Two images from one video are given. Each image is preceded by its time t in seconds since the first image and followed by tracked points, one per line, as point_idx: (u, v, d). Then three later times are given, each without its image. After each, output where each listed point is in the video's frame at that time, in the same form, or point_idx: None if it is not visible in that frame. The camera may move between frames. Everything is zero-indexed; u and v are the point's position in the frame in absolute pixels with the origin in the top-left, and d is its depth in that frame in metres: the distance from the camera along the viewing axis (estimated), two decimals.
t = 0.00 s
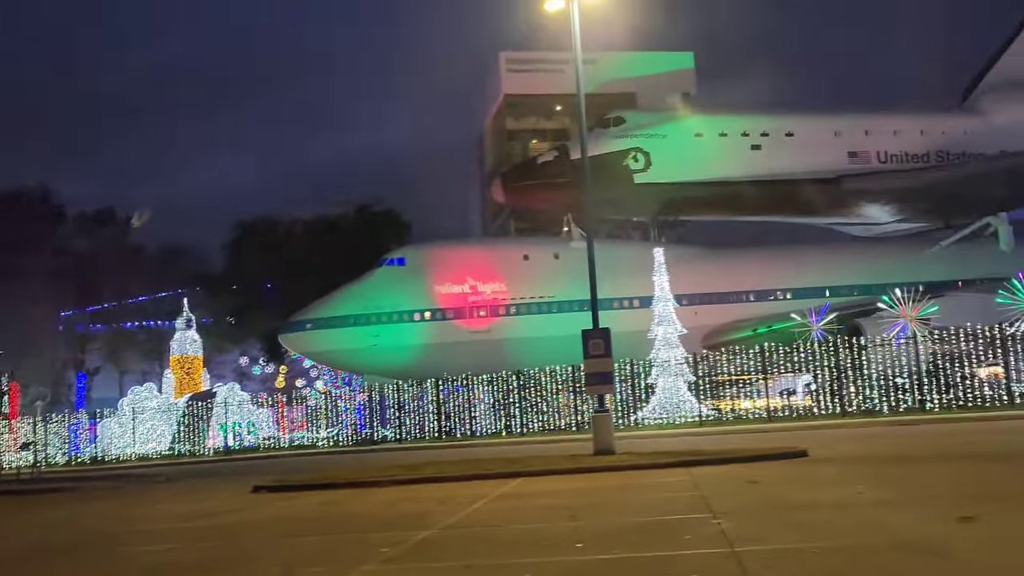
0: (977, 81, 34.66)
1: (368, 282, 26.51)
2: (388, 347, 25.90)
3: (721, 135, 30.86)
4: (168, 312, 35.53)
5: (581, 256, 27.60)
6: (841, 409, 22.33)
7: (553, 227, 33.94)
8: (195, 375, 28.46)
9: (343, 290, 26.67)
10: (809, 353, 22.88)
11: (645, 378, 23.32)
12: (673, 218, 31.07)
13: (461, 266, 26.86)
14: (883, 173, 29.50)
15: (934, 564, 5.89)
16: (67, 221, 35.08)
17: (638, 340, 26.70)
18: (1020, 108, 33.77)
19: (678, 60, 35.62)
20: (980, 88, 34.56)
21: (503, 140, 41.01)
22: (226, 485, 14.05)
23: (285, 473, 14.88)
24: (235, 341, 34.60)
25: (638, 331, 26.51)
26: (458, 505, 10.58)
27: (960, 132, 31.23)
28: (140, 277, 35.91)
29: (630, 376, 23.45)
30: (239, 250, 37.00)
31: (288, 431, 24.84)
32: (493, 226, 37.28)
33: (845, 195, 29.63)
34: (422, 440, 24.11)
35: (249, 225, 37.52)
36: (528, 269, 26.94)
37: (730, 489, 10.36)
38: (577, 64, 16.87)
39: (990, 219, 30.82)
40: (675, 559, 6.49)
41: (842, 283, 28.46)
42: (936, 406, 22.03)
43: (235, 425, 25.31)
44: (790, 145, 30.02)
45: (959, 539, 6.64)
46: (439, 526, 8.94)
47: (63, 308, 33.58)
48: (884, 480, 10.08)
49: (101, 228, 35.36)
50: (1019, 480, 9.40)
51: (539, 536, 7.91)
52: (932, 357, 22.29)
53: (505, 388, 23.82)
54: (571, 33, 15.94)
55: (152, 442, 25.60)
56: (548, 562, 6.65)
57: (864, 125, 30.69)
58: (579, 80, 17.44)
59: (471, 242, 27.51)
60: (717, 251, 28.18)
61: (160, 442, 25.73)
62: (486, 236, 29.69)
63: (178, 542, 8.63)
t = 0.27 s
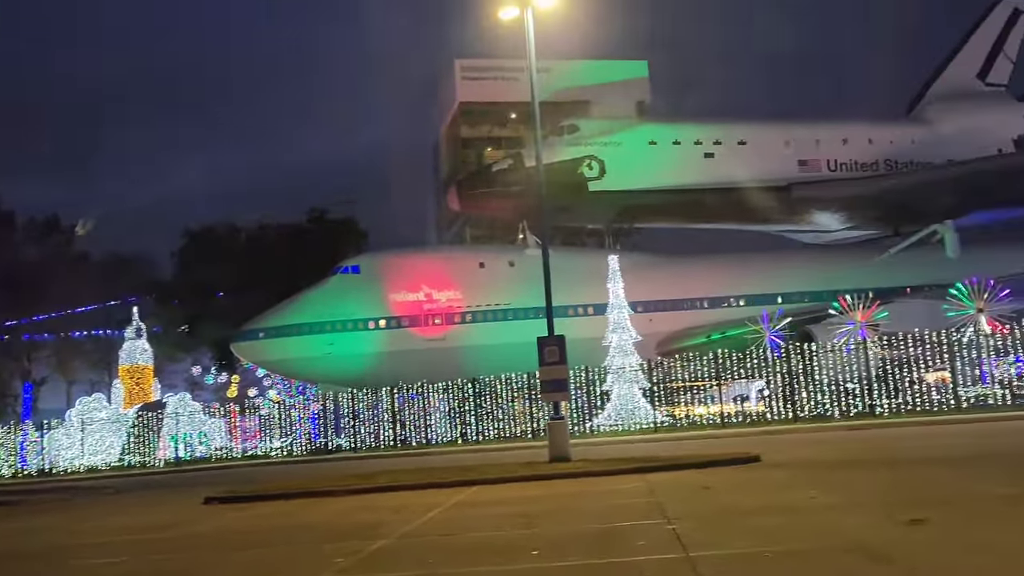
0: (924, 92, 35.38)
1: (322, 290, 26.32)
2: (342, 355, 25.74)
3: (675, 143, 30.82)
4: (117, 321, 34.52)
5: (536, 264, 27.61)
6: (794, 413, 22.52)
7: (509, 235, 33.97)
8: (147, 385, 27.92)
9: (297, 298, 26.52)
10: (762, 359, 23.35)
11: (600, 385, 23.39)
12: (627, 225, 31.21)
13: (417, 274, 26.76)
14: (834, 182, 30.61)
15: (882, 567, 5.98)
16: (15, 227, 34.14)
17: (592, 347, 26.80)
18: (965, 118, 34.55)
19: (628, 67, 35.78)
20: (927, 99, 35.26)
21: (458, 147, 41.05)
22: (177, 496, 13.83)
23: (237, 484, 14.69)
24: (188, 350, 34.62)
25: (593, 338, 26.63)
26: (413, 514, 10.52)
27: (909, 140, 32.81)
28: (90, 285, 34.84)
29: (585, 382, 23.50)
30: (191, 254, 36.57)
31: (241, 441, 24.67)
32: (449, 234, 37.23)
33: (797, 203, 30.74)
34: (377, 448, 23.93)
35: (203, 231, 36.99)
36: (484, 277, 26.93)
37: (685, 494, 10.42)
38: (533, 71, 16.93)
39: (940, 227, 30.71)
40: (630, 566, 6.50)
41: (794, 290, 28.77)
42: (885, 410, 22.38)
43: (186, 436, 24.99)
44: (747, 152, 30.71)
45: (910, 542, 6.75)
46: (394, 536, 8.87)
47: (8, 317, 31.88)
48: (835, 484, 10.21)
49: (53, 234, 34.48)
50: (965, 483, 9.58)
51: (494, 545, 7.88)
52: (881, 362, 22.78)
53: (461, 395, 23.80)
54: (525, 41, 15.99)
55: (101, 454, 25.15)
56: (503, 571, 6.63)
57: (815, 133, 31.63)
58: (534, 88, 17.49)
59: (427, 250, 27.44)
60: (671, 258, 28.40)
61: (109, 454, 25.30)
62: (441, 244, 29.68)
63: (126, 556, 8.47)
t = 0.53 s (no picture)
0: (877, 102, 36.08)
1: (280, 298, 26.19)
2: (300, 363, 25.53)
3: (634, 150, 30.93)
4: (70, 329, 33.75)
5: (496, 270, 27.65)
6: (752, 418, 22.70)
7: (468, 241, 33.93)
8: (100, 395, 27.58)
9: (255, 306, 26.38)
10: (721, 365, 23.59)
11: (561, 391, 23.52)
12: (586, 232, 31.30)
13: (376, 281, 26.63)
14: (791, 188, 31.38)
15: (837, 569, 6.05)
16: None
17: (552, 353, 26.81)
18: (917, 127, 35.15)
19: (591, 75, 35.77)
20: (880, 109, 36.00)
21: (417, 153, 40.97)
22: (132, 506, 13.64)
23: (192, 493, 14.52)
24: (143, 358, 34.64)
25: (553, 344, 26.66)
26: (372, 521, 10.47)
27: (863, 148, 33.58)
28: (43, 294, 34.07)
29: (545, 389, 23.53)
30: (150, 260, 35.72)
31: (196, 450, 24.26)
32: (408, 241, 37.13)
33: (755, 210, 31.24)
34: (336, 456, 23.73)
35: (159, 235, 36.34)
36: (443, 283, 26.87)
37: (643, 500, 10.46)
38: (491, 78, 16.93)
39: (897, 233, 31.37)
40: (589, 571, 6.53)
41: (751, 296, 28.98)
42: (841, 414, 22.60)
43: (141, 445, 24.70)
44: (706, 159, 30.93)
45: (864, 544, 6.84)
46: (353, 544, 8.82)
47: None
48: (792, 488, 10.31)
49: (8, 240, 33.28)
50: (918, 486, 9.73)
51: (453, 552, 7.87)
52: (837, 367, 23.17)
53: (420, 403, 23.71)
54: (484, 47, 16.02)
55: (53, 464, 24.72)
56: None
57: (769, 142, 32.24)
58: (493, 94, 17.49)
59: (386, 257, 27.33)
60: (630, 265, 28.53)
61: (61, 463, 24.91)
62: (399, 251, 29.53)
63: (81, 567, 8.33)
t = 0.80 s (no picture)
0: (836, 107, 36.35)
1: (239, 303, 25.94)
2: (260, 369, 25.28)
3: (595, 154, 30.64)
4: (24, 335, 33.41)
5: (458, 274, 27.62)
6: (712, 421, 23.01)
7: (430, 245, 33.80)
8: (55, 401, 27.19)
9: (215, 311, 26.12)
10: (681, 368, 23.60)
11: (522, 396, 23.25)
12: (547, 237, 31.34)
13: (336, 287, 26.46)
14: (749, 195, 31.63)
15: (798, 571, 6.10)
16: None
17: (515, 358, 26.82)
18: (873, 133, 35.64)
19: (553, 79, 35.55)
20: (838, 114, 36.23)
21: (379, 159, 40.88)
22: (88, 514, 13.44)
23: (150, 501, 14.34)
24: (97, 366, 33.01)
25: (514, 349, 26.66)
26: (334, 528, 10.40)
27: (821, 154, 33.85)
28: None
29: (507, 394, 23.40)
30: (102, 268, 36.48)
31: (155, 457, 23.91)
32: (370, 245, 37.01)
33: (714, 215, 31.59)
34: (297, 463, 23.59)
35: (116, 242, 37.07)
36: (404, 288, 26.79)
37: (604, 504, 10.50)
38: (452, 83, 16.90)
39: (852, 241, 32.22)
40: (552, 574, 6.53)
41: (712, 300, 29.15)
42: (800, 417, 22.82)
43: (97, 453, 24.18)
44: (666, 165, 30.87)
45: (823, 545, 6.92)
46: (315, 550, 8.77)
47: None
48: (752, 490, 10.40)
49: None
50: (875, 487, 9.86)
51: (416, 557, 7.84)
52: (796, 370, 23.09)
53: (381, 408, 23.49)
54: (447, 52, 16.01)
55: (7, 472, 24.28)
56: None
57: (731, 146, 32.02)
58: (454, 99, 17.47)
59: (347, 261, 27.19)
60: (591, 269, 28.62)
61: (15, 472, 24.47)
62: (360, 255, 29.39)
63: None
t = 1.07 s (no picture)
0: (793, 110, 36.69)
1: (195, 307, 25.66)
2: (217, 373, 25.04)
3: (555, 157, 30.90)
4: None
5: (418, 277, 27.48)
6: (673, 422, 23.03)
7: (389, 248, 33.67)
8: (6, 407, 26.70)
9: (170, 315, 25.78)
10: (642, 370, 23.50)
11: (483, 399, 23.25)
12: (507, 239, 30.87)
13: (295, 290, 26.21)
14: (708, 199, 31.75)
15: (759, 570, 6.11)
16: None
17: (475, 362, 26.78)
18: (829, 137, 36.11)
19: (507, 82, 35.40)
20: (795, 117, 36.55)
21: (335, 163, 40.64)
22: (40, 523, 13.15)
23: (104, 509, 14.08)
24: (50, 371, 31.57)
25: (475, 353, 26.56)
26: (293, 534, 10.27)
27: (778, 158, 34.34)
28: None
29: (467, 397, 23.19)
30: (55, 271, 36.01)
31: (109, 464, 23.11)
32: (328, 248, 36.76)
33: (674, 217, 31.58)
34: (255, 468, 23.32)
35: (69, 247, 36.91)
36: (365, 291, 26.61)
37: (566, 506, 10.48)
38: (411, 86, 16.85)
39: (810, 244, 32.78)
40: None
41: (671, 302, 29.26)
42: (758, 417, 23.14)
43: (51, 459, 23.10)
44: (625, 167, 31.23)
45: (784, 544, 6.97)
46: (274, 557, 8.65)
47: None
48: (712, 491, 10.45)
49: None
50: (833, 486, 9.94)
51: (376, 562, 7.76)
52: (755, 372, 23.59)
53: (342, 411, 23.36)
54: (405, 55, 15.97)
55: None
56: None
57: (691, 149, 32.48)
58: (413, 102, 17.42)
59: (306, 265, 26.97)
60: (552, 271, 28.64)
61: None
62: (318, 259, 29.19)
63: None
